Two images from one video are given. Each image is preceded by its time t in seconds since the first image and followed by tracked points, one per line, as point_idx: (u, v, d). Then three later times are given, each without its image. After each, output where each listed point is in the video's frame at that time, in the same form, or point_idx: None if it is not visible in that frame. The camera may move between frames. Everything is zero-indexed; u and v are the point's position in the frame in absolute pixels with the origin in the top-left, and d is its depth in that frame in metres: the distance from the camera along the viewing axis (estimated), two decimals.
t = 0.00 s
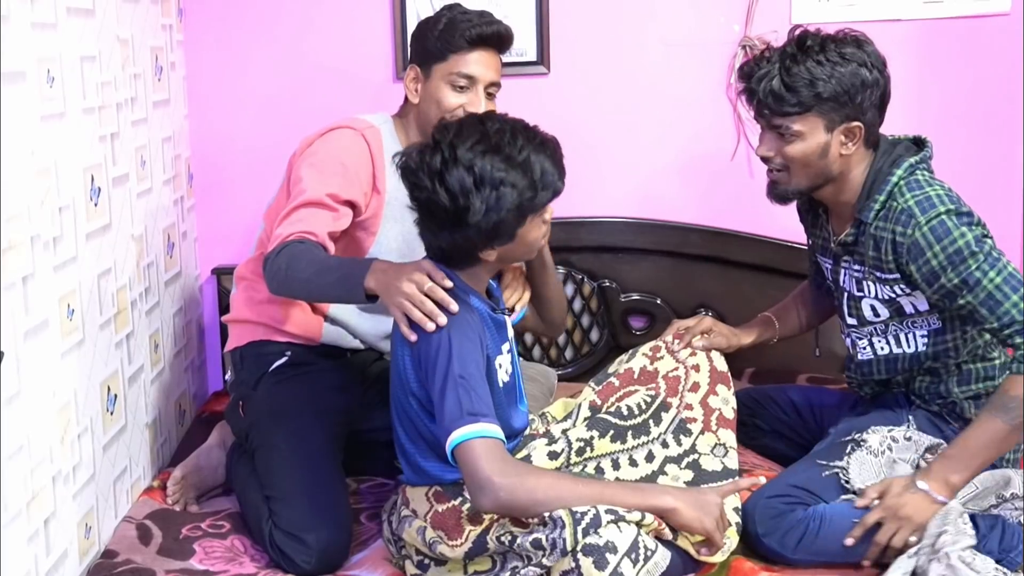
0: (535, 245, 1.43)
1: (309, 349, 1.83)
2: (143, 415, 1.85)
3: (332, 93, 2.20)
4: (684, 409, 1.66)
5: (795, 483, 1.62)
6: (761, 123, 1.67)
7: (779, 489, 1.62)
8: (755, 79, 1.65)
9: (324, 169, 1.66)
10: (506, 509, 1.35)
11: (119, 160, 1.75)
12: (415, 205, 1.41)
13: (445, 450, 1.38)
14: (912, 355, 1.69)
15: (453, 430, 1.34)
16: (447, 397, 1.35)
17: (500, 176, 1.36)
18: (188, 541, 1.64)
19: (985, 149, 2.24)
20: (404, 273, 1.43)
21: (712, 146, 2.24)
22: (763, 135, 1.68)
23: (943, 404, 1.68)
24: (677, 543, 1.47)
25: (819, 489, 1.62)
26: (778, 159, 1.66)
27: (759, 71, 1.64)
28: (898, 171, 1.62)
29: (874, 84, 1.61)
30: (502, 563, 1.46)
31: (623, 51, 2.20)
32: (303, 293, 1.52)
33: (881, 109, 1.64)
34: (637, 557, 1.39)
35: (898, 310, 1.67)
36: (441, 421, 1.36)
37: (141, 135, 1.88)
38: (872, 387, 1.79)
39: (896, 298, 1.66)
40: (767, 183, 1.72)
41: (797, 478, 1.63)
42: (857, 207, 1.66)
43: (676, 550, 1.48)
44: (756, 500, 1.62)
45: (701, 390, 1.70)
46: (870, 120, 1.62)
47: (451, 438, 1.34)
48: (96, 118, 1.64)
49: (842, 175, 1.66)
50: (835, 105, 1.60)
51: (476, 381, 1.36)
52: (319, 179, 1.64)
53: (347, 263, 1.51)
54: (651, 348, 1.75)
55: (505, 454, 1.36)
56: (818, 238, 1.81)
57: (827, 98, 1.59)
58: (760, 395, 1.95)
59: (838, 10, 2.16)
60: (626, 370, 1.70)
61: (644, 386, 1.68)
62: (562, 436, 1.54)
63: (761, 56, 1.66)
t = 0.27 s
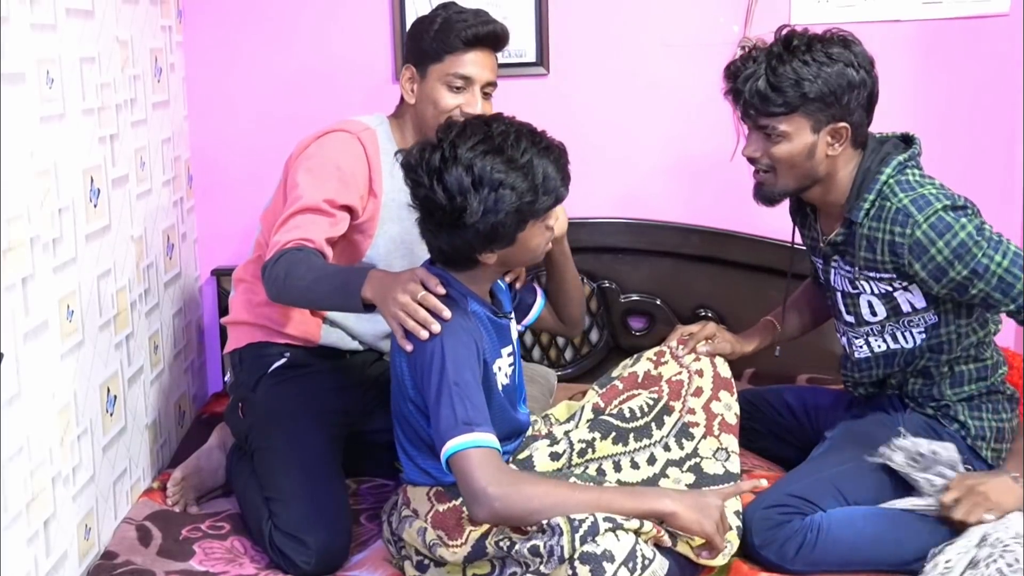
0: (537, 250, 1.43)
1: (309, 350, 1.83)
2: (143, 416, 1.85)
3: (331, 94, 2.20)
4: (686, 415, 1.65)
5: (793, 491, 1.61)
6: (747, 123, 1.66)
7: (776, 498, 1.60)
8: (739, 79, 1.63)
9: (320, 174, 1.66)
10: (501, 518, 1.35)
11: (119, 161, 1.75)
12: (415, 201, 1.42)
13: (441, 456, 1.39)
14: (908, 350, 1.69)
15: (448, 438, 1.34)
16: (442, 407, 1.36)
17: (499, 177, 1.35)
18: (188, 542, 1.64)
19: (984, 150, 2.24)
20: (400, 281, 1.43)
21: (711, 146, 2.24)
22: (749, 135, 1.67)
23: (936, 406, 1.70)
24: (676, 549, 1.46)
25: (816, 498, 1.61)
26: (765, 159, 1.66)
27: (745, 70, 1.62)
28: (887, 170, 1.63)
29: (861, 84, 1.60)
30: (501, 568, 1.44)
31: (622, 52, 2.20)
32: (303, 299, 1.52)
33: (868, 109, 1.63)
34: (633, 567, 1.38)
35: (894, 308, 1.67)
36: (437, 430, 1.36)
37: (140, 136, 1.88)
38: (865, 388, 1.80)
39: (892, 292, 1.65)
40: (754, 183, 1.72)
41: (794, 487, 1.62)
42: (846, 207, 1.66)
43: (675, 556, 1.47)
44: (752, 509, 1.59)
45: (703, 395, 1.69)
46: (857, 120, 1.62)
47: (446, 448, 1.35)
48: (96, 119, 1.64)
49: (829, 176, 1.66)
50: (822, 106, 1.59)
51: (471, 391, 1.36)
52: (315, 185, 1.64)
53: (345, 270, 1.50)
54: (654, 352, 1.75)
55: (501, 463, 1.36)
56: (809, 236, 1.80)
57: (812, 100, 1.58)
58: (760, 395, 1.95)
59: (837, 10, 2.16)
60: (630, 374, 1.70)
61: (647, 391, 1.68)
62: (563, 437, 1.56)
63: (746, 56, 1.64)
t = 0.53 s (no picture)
0: (539, 253, 1.43)
1: (309, 349, 1.83)
2: (143, 415, 1.85)
3: (332, 93, 2.20)
4: (686, 411, 1.67)
5: (791, 494, 1.60)
6: (739, 122, 1.66)
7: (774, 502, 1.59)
8: (731, 78, 1.63)
9: (318, 174, 1.66)
10: (498, 524, 1.34)
11: (119, 160, 1.75)
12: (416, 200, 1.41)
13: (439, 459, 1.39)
14: (904, 342, 1.69)
15: (448, 443, 1.35)
16: (441, 410, 1.36)
17: (501, 173, 1.35)
18: (188, 541, 1.64)
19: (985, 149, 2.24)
20: (398, 283, 1.43)
21: (711, 145, 2.24)
22: (742, 134, 1.66)
23: (932, 405, 1.70)
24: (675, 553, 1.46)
25: (816, 500, 1.59)
26: (758, 158, 1.65)
27: (736, 69, 1.62)
28: (881, 167, 1.63)
29: (852, 81, 1.60)
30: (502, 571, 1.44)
31: (622, 51, 2.20)
32: (303, 301, 1.52)
33: (861, 106, 1.64)
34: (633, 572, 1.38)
35: (893, 304, 1.66)
36: (436, 433, 1.36)
37: (141, 135, 1.88)
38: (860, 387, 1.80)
39: (892, 289, 1.65)
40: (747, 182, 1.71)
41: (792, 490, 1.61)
42: (840, 204, 1.66)
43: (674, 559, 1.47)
44: (751, 514, 1.58)
45: (703, 392, 1.70)
46: (849, 117, 1.62)
47: (445, 452, 1.35)
48: (96, 118, 1.64)
49: (822, 174, 1.65)
50: (814, 103, 1.59)
51: (470, 395, 1.36)
52: (314, 185, 1.64)
53: (345, 272, 1.50)
54: (655, 349, 1.76)
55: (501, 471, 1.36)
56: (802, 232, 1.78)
57: (805, 97, 1.58)
58: (760, 395, 1.95)
59: (838, 10, 2.16)
60: (629, 372, 1.71)
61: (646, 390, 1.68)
62: (563, 437, 1.56)
63: (738, 53, 1.64)
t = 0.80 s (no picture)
0: (539, 254, 1.44)
1: (312, 349, 1.83)
2: (147, 415, 1.85)
3: (335, 93, 2.20)
4: (690, 413, 1.66)
5: (791, 501, 1.60)
6: (744, 117, 1.65)
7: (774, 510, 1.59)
8: (735, 72, 1.62)
9: (319, 174, 1.65)
10: (502, 526, 1.34)
11: (123, 160, 1.75)
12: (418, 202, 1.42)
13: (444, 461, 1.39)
14: (906, 345, 1.69)
15: (453, 444, 1.34)
16: (446, 413, 1.36)
17: (501, 173, 1.36)
18: (192, 540, 1.64)
19: (989, 149, 2.24)
20: (403, 285, 1.43)
21: (714, 144, 2.24)
22: (747, 130, 1.65)
23: (931, 407, 1.71)
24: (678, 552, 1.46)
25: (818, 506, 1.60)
26: (762, 154, 1.64)
27: (740, 63, 1.61)
28: (895, 169, 1.61)
29: (860, 75, 1.57)
30: (506, 571, 1.44)
31: (626, 50, 2.20)
32: (307, 302, 1.51)
33: (870, 101, 1.61)
34: (636, 571, 1.36)
35: (897, 310, 1.66)
36: (441, 435, 1.36)
37: (145, 135, 1.88)
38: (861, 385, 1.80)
39: (897, 295, 1.65)
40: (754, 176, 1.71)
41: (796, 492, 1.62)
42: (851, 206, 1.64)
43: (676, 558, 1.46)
44: (755, 523, 1.58)
45: (707, 394, 1.69)
46: (856, 113, 1.59)
47: (450, 455, 1.35)
48: (99, 118, 1.64)
49: (829, 170, 1.64)
50: (819, 99, 1.57)
51: (475, 397, 1.36)
52: (315, 186, 1.64)
53: (349, 273, 1.50)
54: (659, 351, 1.77)
55: (505, 472, 1.36)
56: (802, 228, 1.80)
57: (809, 93, 1.56)
58: (763, 395, 1.95)
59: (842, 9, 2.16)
60: (633, 374, 1.72)
61: (650, 390, 1.69)
62: (567, 436, 1.56)
63: (742, 46, 1.62)
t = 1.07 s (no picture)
0: (534, 257, 1.44)
1: (312, 351, 1.83)
2: (147, 417, 1.85)
3: (336, 94, 2.20)
4: (688, 415, 1.68)
5: (781, 522, 1.59)
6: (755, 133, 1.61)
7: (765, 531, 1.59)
8: (746, 86, 1.57)
9: (316, 177, 1.66)
10: (498, 530, 1.34)
11: (124, 161, 1.75)
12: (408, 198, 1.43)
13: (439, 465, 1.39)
14: (912, 352, 1.68)
15: (447, 449, 1.34)
16: (440, 417, 1.36)
17: (487, 172, 1.36)
18: (192, 542, 1.64)
19: (990, 151, 2.24)
20: (398, 288, 1.41)
21: (715, 147, 2.24)
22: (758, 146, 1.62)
23: (924, 413, 1.70)
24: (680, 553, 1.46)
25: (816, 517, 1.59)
26: (772, 173, 1.61)
27: (752, 78, 1.56)
28: (920, 194, 1.56)
29: (876, 97, 1.50)
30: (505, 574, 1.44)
31: (628, 52, 2.20)
32: (306, 307, 1.51)
33: (890, 121, 1.54)
34: (637, 572, 1.36)
35: (912, 329, 1.64)
36: (435, 440, 1.36)
37: (146, 136, 1.88)
38: (853, 386, 1.81)
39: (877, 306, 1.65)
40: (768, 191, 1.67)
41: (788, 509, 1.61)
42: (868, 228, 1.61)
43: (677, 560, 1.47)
44: (751, 550, 1.58)
45: (705, 394, 1.70)
46: (871, 138, 1.54)
47: (443, 459, 1.35)
48: (101, 119, 1.64)
49: (844, 192, 1.60)
50: (828, 122, 1.51)
51: (469, 401, 1.36)
52: (312, 189, 1.64)
53: (345, 278, 1.50)
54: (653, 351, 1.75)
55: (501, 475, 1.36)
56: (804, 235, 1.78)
57: (817, 115, 1.51)
58: (764, 397, 1.95)
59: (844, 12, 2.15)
60: (627, 374, 1.71)
61: (648, 392, 1.70)
62: (565, 440, 1.57)
63: (754, 57, 1.57)
